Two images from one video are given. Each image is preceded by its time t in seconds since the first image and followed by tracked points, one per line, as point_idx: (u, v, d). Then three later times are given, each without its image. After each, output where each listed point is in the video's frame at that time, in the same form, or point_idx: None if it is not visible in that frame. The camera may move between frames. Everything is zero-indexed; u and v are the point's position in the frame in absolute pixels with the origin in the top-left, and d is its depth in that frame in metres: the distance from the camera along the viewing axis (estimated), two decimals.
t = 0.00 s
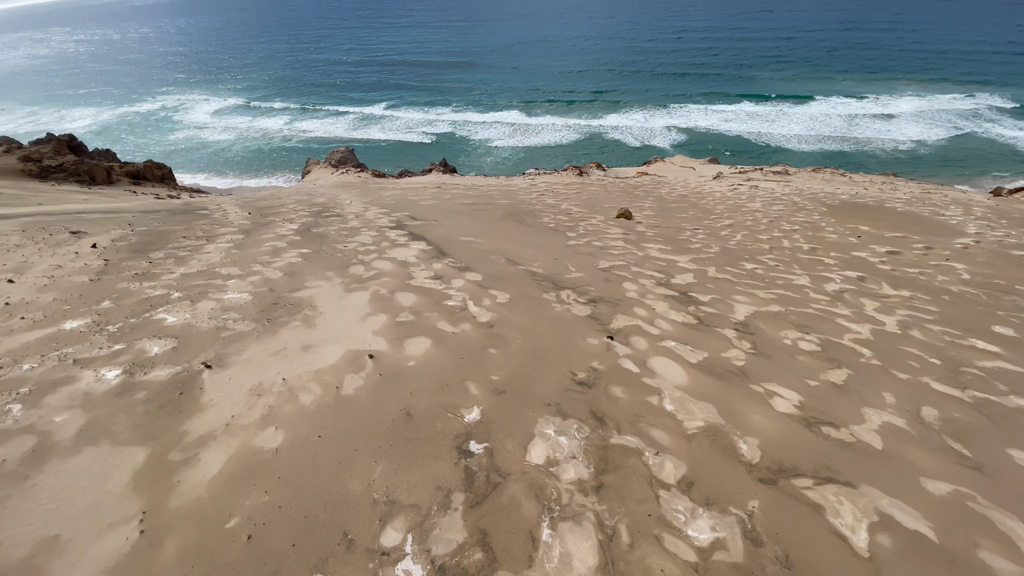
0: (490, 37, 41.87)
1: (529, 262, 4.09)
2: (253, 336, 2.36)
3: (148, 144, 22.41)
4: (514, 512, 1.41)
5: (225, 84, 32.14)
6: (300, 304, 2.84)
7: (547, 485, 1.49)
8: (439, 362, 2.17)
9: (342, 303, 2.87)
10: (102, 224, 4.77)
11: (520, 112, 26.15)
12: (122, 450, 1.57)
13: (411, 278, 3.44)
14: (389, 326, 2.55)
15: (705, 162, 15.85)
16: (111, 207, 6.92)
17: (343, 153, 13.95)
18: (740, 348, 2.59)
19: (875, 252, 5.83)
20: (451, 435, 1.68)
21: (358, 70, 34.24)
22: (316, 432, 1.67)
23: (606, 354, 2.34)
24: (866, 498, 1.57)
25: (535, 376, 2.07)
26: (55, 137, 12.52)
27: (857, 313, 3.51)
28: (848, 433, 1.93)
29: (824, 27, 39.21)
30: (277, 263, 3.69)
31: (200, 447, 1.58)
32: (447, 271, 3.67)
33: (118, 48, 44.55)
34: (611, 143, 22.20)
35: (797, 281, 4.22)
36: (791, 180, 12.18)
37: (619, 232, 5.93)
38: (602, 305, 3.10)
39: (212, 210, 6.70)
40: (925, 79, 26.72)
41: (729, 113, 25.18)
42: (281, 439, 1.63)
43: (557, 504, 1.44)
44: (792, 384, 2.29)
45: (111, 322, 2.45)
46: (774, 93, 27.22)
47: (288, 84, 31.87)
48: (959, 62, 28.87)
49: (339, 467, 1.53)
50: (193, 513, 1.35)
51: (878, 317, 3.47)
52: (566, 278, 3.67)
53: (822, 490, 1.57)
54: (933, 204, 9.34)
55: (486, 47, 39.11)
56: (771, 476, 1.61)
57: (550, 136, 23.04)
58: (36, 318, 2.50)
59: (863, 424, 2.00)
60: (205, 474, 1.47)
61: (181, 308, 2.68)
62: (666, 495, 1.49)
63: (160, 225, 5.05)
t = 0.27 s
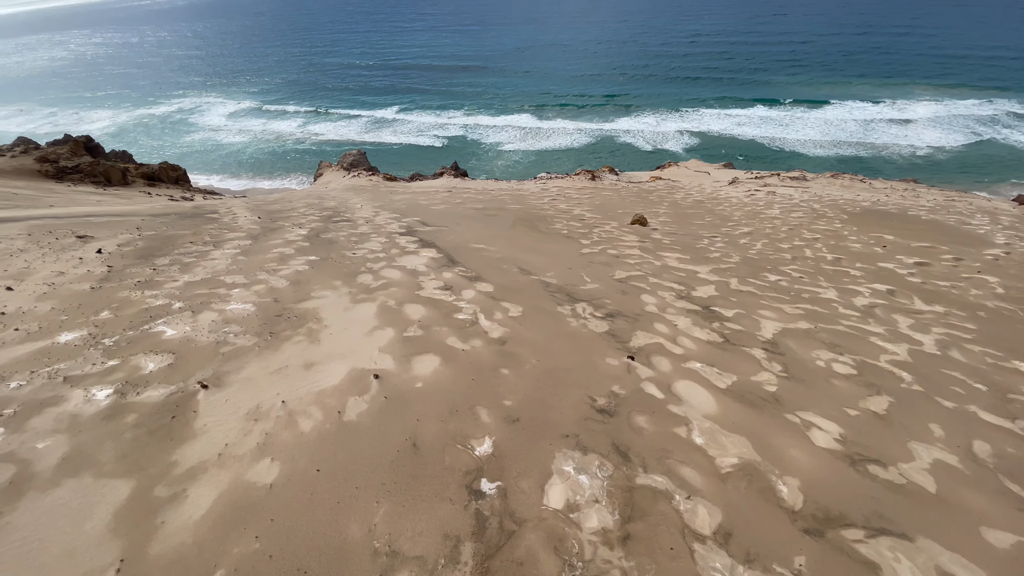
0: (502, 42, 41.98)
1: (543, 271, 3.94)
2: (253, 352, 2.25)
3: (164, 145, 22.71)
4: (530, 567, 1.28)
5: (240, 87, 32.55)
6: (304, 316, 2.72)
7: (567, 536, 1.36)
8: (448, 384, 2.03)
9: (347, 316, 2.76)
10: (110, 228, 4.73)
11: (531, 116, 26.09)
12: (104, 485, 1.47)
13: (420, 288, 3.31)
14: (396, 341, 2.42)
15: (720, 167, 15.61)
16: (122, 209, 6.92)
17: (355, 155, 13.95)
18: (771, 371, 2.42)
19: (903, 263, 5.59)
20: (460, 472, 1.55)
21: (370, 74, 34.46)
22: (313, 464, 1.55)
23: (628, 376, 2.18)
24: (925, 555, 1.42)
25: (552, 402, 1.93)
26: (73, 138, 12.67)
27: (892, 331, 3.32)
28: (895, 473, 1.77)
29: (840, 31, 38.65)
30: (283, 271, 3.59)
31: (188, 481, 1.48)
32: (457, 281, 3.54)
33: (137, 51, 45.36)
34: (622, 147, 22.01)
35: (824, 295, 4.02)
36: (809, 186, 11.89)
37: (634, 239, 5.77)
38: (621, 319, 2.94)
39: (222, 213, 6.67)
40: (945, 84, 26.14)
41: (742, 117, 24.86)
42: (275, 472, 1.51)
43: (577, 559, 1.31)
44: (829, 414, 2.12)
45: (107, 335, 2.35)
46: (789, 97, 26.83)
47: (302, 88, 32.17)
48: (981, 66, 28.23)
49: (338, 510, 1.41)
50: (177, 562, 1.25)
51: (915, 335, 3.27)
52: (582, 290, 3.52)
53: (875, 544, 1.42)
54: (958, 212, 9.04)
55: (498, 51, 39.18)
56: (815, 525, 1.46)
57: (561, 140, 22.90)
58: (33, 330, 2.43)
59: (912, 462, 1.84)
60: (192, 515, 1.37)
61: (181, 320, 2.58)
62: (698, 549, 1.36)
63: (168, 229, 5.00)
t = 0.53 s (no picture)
0: (513, 48, 42.10)
1: (551, 279, 3.79)
2: (242, 365, 2.13)
3: (178, 148, 22.95)
4: None
5: (254, 91, 32.92)
6: (299, 325, 2.60)
7: None
8: (448, 404, 1.89)
9: (345, 325, 2.63)
10: (111, 231, 4.66)
11: (541, 121, 26.04)
12: (68, 514, 1.35)
13: (423, 297, 3.17)
14: (394, 354, 2.28)
15: (732, 174, 15.39)
16: (129, 211, 6.88)
17: (364, 159, 13.93)
18: (797, 395, 2.25)
19: (927, 275, 5.36)
20: (457, 508, 1.41)
21: (382, 79, 34.66)
22: (294, 497, 1.42)
23: (641, 398, 2.02)
24: None
25: (560, 426, 1.77)
26: (87, 140, 12.79)
27: (922, 349, 3.13)
28: (943, 517, 1.59)
29: (855, 38, 38.20)
30: (282, 277, 3.47)
31: (158, 513, 1.36)
32: (462, 289, 3.40)
33: (155, 55, 46.14)
34: (632, 154, 21.81)
35: (848, 309, 3.82)
36: (824, 194, 11.61)
37: (646, 246, 5.60)
38: (635, 332, 2.78)
39: (227, 216, 6.61)
40: (962, 92, 25.65)
41: (753, 124, 24.57)
42: (253, 506, 1.38)
43: None
44: (863, 445, 1.94)
45: (92, 344, 2.24)
46: (802, 105, 26.50)
47: (314, 92, 32.46)
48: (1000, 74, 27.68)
49: (319, 553, 1.28)
50: None
51: (947, 355, 3.06)
52: (592, 299, 3.36)
53: None
54: (981, 223, 8.75)
55: (508, 57, 39.29)
56: None
57: (570, 146, 22.78)
58: (18, 336, 2.32)
59: (960, 503, 1.66)
60: (159, 556, 1.25)
61: (171, 327, 2.46)
62: None
63: (170, 232, 4.92)
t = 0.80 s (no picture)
0: (524, 55, 42.26)
1: (559, 288, 3.65)
2: (228, 376, 1.99)
3: (191, 150, 23.21)
4: None
5: (267, 96, 33.28)
6: (292, 334, 2.47)
7: None
8: (443, 425, 1.75)
9: (340, 335, 2.49)
10: (113, 233, 4.60)
11: (551, 128, 26.00)
12: (20, 547, 1.23)
13: (425, 305, 3.03)
14: (390, 368, 2.15)
15: (745, 182, 15.17)
16: (137, 213, 6.87)
17: (373, 163, 13.91)
18: (825, 421, 2.08)
19: (951, 290, 5.14)
20: (447, 553, 1.27)
21: (393, 85, 34.88)
22: (268, 535, 1.29)
23: (655, 422, 1.86)
24: None
25: (565, 455, 1.62)
26: (101, 141, 12.89)
27: (956, 371, 2.93)
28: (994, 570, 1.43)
29: (869, 48, 37.80)
30: (280, 282, 3.36)
31: (117, 549, 1.24)
32: (466, 298, 3.25)
33: (172, 59, 46.93)
34: (642, 161, 21.65)
35: (872, 326, 3.63)
36: (839, 204, 11.34)
37: (657, 255, 5.43)
38: (648, 347, 2.62)
39: (233, 218, 6.56)
40: (980, 102, 25.19)
41: (764, 132, 24.34)
42: (223, 545, 1.26)
43: None
44: (898, 480, 1.77)
45: (73, 352, 2.13)
46: (814, 114, 26.21)
47: (326, 97, 32.75)
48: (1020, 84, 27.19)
49: None
50: None
51: (981, 377, 2.87)
52: (601, 310, 3.20)
53: None
54: (1004, 235, 8.47)
55: (519, 64, 39.42)
56: None
57: (579, 152, 22.68)
58: None
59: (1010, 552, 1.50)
60: None
61: (158, 335, 2.35)
62: None
63: (173, 235, 4.85)
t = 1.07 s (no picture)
0: (536, 61, 42.35)
1: (571, 300, 3.52)
2: (223, 393, 1.90)
3: (205, 152, 23.47)
4: None
5: (282, 99, 33.64)
6: (293, 347, 2.38)
7: None
8: (447, 453, 1.64)
9: (343, 349, 2.40)
10: (121, 236, 4.58)
11: (562, 133, 25.95)
12: None
13: (432, 316, 2.92)
14: (393, 387, 2.04)
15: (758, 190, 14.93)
16: (149, 215, 6.89)
17: (385, 167, 13.92)
18: (857, 456, 1.94)
19: (979, 307, 4.93)
20: None
21: (405, 90, 35.08)
22: None
23: (676, 455, 1.73)
24: None
25: (578, 492, 1.50)
26: (118, 142, 13.03)
27: (992, 397, 2.76)
28: None
29: (886, 56, 37.29)
30: (284, 290, 3.28)
31: None
32: (474, 309, 3.15)
33: (190, 62, 47.73)
34: (653, 167, 21.47)
35: (899, 346, 3.45)
36: (857, 214, 11.08)
37: (671, 265, 5.29)
38: (665, 367, 2.49)
39: (242, 221, 6.54)
40: (1000, 112, 24.68)
41: (777, 140, 24.04)
42: None
43: None
44: (942, 527, 1.63)
45: (65, 364, 2.06)
46: (829, 122, 25.85)
47: (340, 101, 33.06)
48: None
49: None
50: None
51: (1019, 405, 2.70)
52: (615, 324, 3.08)
53: None
54: None
55: (531, 70, 39.51)
56: None
57: (590, 158, 22.54)
58: None
59: None
60: None
61: (154, 346, 2.27)
62: None
63: (180, 238, 4.82)
